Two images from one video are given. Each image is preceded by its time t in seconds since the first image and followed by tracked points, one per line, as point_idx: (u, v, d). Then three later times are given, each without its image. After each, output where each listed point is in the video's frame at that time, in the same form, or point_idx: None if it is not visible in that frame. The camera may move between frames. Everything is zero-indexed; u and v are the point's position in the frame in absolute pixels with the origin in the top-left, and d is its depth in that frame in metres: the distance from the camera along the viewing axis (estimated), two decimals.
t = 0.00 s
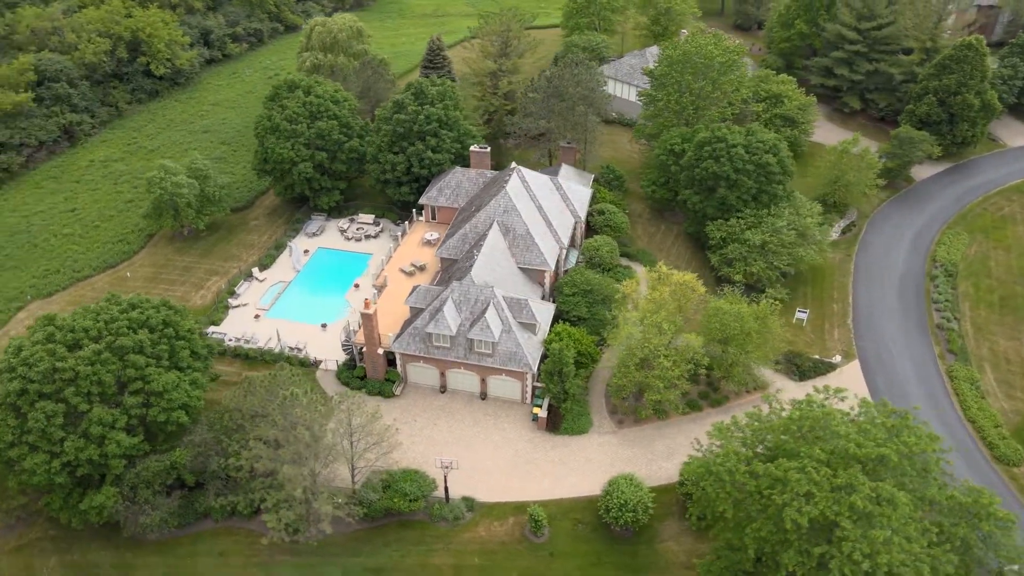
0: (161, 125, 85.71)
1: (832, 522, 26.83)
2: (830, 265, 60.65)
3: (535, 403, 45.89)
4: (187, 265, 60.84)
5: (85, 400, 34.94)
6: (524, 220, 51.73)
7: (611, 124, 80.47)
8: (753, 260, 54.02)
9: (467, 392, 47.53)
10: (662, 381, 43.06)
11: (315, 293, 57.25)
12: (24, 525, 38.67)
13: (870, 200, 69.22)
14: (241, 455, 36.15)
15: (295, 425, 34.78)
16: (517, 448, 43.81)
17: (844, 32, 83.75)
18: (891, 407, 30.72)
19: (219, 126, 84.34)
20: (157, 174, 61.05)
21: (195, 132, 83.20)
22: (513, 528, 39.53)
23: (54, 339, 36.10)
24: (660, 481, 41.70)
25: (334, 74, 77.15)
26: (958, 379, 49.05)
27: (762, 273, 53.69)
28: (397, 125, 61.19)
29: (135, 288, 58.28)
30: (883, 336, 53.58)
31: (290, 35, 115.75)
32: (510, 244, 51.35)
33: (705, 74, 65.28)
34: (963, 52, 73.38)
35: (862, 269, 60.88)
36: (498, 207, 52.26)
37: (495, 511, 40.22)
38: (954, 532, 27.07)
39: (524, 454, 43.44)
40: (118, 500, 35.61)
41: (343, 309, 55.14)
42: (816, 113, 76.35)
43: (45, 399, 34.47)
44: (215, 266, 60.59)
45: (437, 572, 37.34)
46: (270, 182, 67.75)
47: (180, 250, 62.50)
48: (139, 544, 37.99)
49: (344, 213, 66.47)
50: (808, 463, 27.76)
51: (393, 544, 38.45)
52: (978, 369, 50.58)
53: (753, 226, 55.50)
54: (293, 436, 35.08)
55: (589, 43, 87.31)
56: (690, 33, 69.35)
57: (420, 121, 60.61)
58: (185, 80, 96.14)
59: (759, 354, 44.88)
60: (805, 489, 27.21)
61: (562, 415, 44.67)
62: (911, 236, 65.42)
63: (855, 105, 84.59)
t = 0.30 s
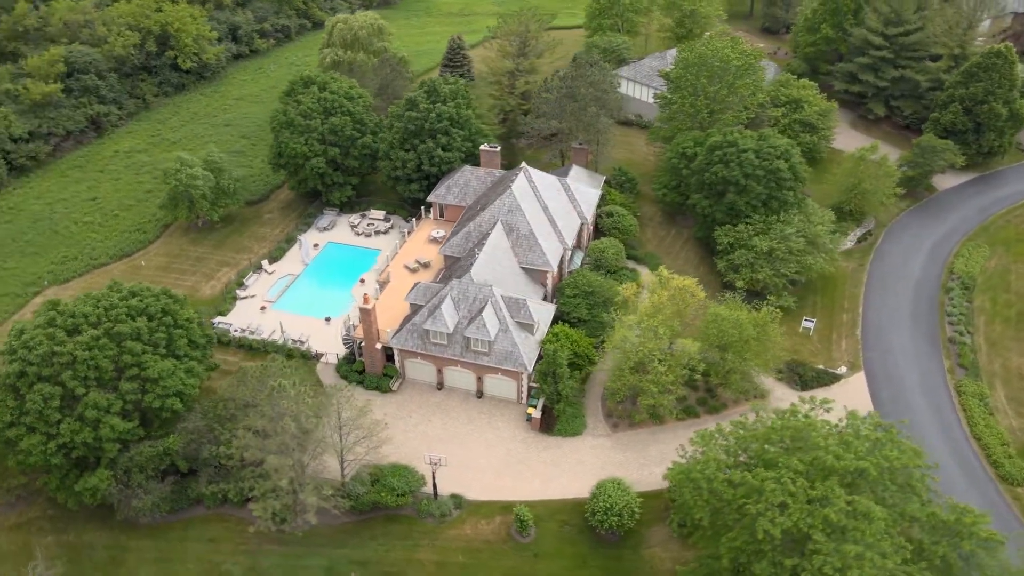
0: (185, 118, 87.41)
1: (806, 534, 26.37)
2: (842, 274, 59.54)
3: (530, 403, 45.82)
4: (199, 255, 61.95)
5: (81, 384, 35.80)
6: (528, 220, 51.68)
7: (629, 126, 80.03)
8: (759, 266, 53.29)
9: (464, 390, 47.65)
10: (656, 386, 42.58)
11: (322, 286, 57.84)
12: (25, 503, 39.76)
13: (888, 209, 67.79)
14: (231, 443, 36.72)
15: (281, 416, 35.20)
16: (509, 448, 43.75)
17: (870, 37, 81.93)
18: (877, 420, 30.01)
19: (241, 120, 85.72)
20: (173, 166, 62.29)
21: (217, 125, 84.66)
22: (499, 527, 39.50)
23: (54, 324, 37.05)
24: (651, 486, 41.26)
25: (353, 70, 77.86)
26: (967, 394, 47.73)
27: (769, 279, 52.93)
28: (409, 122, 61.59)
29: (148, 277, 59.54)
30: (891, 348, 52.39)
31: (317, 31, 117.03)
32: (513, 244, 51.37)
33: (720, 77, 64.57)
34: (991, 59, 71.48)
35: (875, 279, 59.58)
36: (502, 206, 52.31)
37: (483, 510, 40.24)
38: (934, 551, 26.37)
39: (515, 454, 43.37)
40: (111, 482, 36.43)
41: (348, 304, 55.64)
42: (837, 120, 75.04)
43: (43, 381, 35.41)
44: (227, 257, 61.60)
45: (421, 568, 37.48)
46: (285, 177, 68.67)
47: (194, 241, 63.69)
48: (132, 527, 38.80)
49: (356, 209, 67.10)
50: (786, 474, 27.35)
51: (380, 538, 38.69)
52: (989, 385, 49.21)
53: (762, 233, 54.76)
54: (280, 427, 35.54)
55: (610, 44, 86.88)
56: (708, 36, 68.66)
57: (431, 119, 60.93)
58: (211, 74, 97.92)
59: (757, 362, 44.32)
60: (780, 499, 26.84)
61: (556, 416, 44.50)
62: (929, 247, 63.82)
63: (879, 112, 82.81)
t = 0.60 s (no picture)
0: (213, 110, 89.13)
1: (779, 547, 25.93)
2: (856, 284, 58.33)
3: (527, 403, 45.76)
4: (215, 246, 63.15)
5: (82, 367, 36.73)
6: (534, 220, 51.60)
7: (649, 129, 79.40)
8: (768, 274, 52.45)
9: (463, 387, 47.77)
10: (651, 391, 42.22)
11: (331, 280, 58.44)
12: (30, 481, 40.96)
13: (910, 219, 66.20)
14: (224, 430, 37.37)
15: (271, 405, 35.68)
16: (502, 447, 43.76)
17: (900, 43, 80.11)
18: (863, 434, 29.34)
19: (266, 113, 87.13)
20: (193, 157, 63.56)
21: (242, 119, 86.14)
22: (487, 525, 39.50)
23: (60, 308, 38.05)
24: (642, 491, 40.93)
25: (374, 67, 78.55)
26: (977, 412, 46.35)
27: (778, 287, 52.07)
28: (423, 120, 61.95)
29: (165, 265, 60.85)
30: (902, 361, 51.15)
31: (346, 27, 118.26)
32: (518, 243, 51.36)
33: (739, 81, 63.70)
34: None
35: (890, 290, 58.23)
36: (509, 206, 52.32)
37: (472, 507, 40.30)
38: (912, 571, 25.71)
39: (509, 453, 43.37)
40: (109, 464, 37.33)
41: (355, 298, 56.17)
42: (862, 127, 73.54)
43: (46, 363, 36.42)
44: (242, 248, 62.67)
45: (406, 562, 37.70)
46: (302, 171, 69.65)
47: (211, 231, 64.92)
48: (130, 508, 39.71)
49: (371, 205, 67.74)
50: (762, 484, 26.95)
51: (368, 531, 39.01)
52: (1002, 403, 47.71)
53: (772, 239, 53.92)
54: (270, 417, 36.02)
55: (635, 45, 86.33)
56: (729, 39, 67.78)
57: (445, 116, 61.23)
58: (241, 69, 99.71)
59: (758, 370, 43.65)
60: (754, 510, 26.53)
61: (551, 417, 44.39)
62: (950, 259, 62.06)
63: (907, 119, 80.84)
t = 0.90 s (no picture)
0: (239, 104, 90.65)
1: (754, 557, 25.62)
2: (871, 294, 57.17)
3: (525, 403, 45.75)
4: (231, 237, 64.22)
5: (86, 352, 37.66)
6: (541, 220, 51.50)
7: (669, 131, 78.72)
8: (777, 281, 51.69)
9: (463, 384, 47.94)
10: (648, 396, 41.92)
11: (341, 274, 59.04)
12: (36, 461, 42.09)
13: (932, 229, 64.68)
14: (220, 418, 38.02)
15: (265, 396, 36.20)
16: (498, 446, 43.84)
17: (930, 49, 78.28)
18: (850, 447, 28.77)
19: (290, 108, 88.35)
20: (212, 150, 64.69)
21: (266, 113, 87.39)
22: (477, 523, 39.58)
23: (67, 293, 39.03)
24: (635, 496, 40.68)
25: (395, 64, 79.13)
26: (987, 429, 45.14)
27: (787, 295, 51.29)
28: (437, 118, 62.24)
29: (181, 254, 62.05)
30: (913, 375, 49.99)
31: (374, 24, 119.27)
32: (524, 243, 51.34)
33: (758, 85, 62.87)
34: None
35: (906, 302, 56.91)
36: (517, 205, 52.28)
37: (464, 505, 40.43)
38: None
39: (504, 452, 43.41)
40: (109, 447, 38.23)
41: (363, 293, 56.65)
42: (886, 134, 72.06)
43: (51, 347, 37.43)
44: (257, 241, 63.63)
45: (395, 556, 37.89)
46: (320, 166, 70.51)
47: (228, 223, 66.03)
48: (130, 491, 40.60)
49: (385, 201, 68.28)
50: (741, 493, 26.65)
51: (359, 523, 39.35)
52: (1015, 421, 46.38)
53: (783, 246, 53.11)
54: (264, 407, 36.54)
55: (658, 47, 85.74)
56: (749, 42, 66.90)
57: (459, 115, 61.47)
58: (268, 64, 101.27)
59: (758, 378, 43.07)
60: (732, 518, 26.30)
61: (548, 418, 44.32)
62: (971, 272, 60.44)
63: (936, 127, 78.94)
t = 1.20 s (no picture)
0: (264, 98, 92.03)
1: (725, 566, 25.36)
2: (885, 305, 56.00)
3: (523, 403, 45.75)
4: (246, 229, 65.26)
5: (89, 337, 38.60)
6: (547, 220, 51.40)
7: (688, 134, 78.00)
8: (785, 288, 50.91)
9: (463, 381, 48.09)
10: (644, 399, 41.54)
11: (351, 269, 59.63)
12: (44, 441, 43.29)
13: (953, 240, 63.11)
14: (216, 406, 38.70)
15: (259, 385, 36.75)
16: (493, 444, 43.96)
17: (960, 56, 76.32)
18: (835, 458, 28.29)
19: (313, 103, 89.44)
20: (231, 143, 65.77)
21: (289, 108, 88.57)
22: (467, 520, 39.72)
23: (74, 279, 40.02)
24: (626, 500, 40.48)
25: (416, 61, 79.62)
26: (996, 446, 43.98)
27: (794, 303, 50.53)
28: (451, 116, 62.49)
29: (197, 245, 63.24)
30: (922, 388, 48.83)
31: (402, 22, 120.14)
32: (530, 242, 51.32)
33: (776, 89, 61.92)
34: None
35: (921, 313, 55.57)
36: (524, 204, 52.26)
37: (455, 501, 40.61)
38: None
39: (499, 451, 43.49)
40: (110, 431, 39.17)
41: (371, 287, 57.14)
42: (910, 142, 70.45)
43: (56, 331, 38.43)
44: (271, 233, 64.57)
45: (382, 549, 38.14)
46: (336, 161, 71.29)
47: (244, 215, 67.10)
48: (130, 474, 41.54)
49: (400, 197, 68.77)
50: (716, 501, 26.36)
51: (350, 515, 39.75)
52: None
53: (793, 253, 52.27)
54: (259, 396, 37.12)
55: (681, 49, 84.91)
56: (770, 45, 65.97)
57: (473, 113, 61.65)
58: (294, 59, 102.67)
59: (757, 385, 42.46)
60: (706, 526, 26.06)
61: (544, 418, 44.26)
62: (991, 285, 58.78)
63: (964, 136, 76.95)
